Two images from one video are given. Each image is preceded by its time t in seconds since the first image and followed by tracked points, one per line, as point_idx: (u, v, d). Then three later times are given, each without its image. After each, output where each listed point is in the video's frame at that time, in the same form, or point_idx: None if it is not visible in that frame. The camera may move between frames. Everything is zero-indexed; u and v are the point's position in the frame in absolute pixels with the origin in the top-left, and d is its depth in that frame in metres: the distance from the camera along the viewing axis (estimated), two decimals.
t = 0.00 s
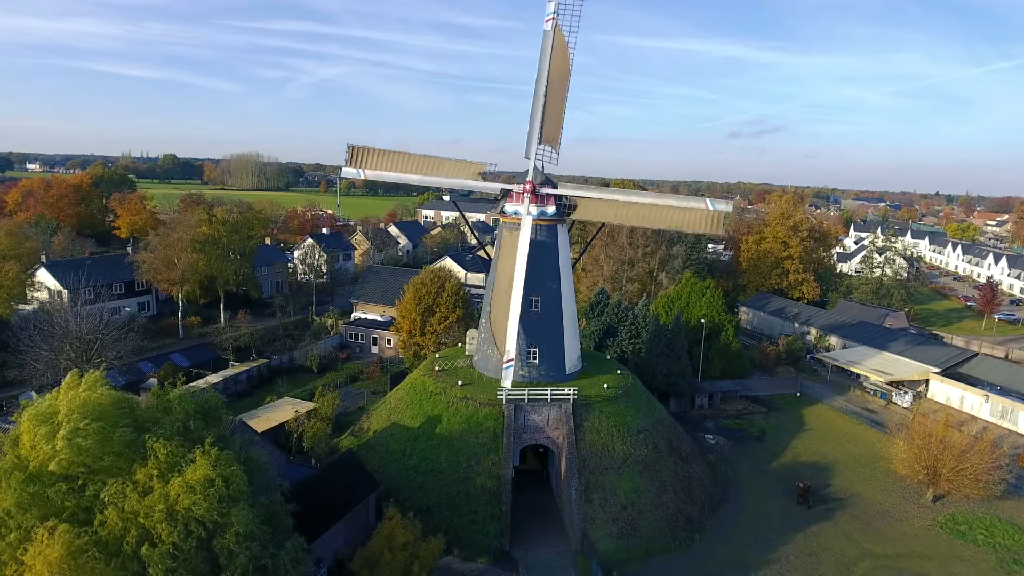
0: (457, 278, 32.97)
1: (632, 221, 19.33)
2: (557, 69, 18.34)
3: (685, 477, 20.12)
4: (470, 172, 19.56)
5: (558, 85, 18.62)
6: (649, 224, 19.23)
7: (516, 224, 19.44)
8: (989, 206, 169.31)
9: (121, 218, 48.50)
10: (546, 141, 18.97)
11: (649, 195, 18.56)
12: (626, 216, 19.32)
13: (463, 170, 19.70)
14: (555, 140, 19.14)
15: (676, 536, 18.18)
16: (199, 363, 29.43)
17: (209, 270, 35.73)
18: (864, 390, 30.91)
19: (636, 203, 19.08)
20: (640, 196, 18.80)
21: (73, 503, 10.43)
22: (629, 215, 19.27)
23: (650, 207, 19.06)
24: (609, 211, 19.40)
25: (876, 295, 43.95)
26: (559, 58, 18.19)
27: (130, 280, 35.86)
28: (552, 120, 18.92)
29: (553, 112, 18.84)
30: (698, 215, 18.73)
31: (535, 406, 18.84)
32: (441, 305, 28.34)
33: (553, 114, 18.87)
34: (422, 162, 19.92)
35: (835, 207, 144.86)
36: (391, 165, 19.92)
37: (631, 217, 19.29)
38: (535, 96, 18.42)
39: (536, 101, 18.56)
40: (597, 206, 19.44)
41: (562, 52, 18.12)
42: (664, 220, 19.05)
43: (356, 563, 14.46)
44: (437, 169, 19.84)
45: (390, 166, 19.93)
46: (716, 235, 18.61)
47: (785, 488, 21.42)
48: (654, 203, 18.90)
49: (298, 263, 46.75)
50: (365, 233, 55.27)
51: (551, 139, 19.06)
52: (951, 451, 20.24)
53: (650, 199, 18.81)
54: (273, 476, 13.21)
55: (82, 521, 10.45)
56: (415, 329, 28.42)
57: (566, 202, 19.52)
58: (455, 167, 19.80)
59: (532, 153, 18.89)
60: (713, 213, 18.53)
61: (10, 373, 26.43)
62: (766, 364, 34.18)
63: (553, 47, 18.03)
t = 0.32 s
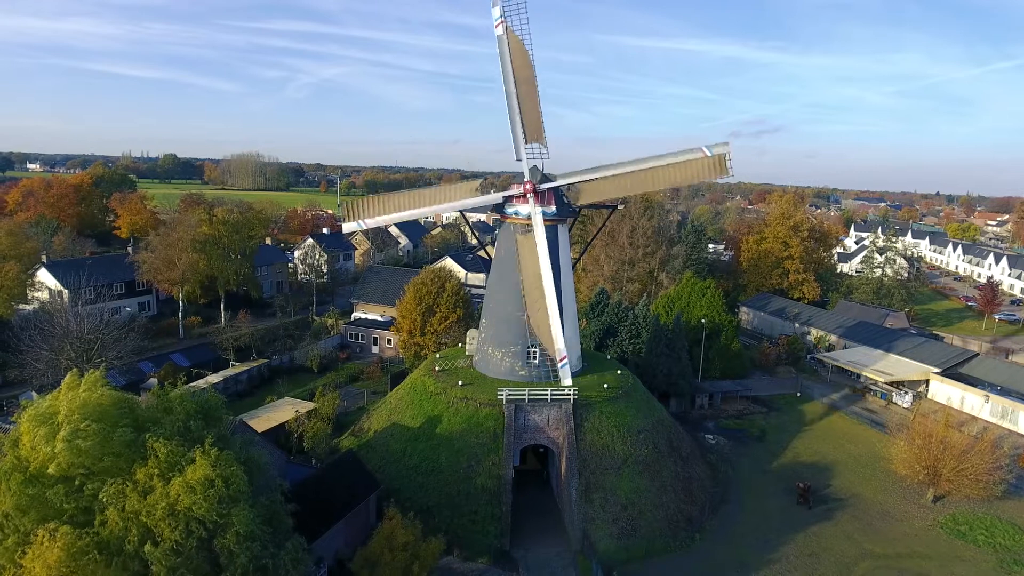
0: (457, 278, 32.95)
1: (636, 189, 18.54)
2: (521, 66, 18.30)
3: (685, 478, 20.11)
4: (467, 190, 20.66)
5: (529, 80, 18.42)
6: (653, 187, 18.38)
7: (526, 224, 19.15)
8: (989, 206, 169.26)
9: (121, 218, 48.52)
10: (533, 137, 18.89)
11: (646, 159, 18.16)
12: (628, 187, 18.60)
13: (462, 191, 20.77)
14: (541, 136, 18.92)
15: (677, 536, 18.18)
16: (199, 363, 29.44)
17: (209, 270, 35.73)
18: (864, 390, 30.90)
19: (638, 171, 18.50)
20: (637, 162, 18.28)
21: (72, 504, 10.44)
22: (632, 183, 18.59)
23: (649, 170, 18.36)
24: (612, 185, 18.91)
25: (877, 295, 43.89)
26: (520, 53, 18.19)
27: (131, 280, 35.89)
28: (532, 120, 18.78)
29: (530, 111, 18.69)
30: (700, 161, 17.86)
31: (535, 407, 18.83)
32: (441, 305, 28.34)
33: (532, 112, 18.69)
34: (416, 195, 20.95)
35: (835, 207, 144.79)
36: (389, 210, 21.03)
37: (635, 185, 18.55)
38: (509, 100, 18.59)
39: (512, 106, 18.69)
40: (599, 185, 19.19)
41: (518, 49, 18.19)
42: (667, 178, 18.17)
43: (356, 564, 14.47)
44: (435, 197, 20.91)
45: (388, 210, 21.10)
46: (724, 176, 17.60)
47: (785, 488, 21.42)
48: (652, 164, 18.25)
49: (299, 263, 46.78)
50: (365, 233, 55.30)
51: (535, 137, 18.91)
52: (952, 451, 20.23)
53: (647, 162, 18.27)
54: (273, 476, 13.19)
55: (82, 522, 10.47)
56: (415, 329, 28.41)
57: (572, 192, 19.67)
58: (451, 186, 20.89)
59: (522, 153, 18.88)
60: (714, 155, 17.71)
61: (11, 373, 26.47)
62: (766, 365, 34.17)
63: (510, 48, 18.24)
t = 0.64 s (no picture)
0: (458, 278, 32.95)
1: (631, 160, 18.45)
2: (484, 73, 18.68)
3: (685, 478, 20.09)
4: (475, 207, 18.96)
5: (495, 85, 18.75)
6: (645, 154, 18.27)
7: (537, 225, 19.12)
8: (989, 206, 169.23)
9: (122, 218, 48.54)
10: (519, 139, 18.76)
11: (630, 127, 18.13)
12: (622, 161, 18.55)
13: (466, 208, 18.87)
14: (524, 136, 18.86)
15: (677, 537, 18.17)
16: (200, 363, 29.46)
17: (210, 270, 35.73)
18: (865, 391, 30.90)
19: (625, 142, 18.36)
20: (622, 134, 18.19)
21: (71, 507, 10.43)
22: (625, 155, 18.54)
23: (636, 139, 18.29)
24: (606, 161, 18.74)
25: (878, 295, 43.83)
26: (478, 62, 18.74)
27: (131, 280, 35.92)
28: (512, 120, 18.82)
29: (506, 113, 18.76)
30: (682, 114, 17.75)
31: (535, 407, 18.83)
32: (442, 305, 28.34)
33: (509, 113, 18.77)
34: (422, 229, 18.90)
35: (836, 207, 144.72)
36: (400, 253, 19.00)
37: (627, 156, 18.55)
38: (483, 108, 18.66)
39: (488, 115, 18.77)
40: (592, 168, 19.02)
41: (478, 61, 18.75)
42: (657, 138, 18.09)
43: (356, 564, 14.46)
44: (440, 222, 18.98)
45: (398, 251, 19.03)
46: (710, 122, 17.51)
47: (786, 488, 21.41)
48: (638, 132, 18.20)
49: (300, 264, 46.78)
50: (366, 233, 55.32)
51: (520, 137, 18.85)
52: (953, 451, 20.20)
53: (630, 132, 18.22)
54: (273, 476, 13.18)
55: (81, 525, 10.47)
56: (416, 329, 28.40)
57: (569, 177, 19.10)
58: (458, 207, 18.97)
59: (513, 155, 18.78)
60: (694, 105, 17.64)
61: (12, 373, 26.49)
62: (767, 365, 34.14)
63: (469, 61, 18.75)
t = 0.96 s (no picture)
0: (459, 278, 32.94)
1: (622, 133, 18.38)
2: (451, 87, 18.63)
3: (686, 478, 20.08)
4: (482, 223, 19.01)
5: (466, 97, 18.67)
6: (633, 123, 18.21)
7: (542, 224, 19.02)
8: (990, 206, 169.11)
9: (123, 219, 48.60)
10: (507, 144, 18.53)
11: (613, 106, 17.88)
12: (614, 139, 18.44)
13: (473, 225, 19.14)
14: (509, 139, 18.58)
15: (678, 537, 18.16)
16: (200, 363, 29.46)
17: (211, 270, 35.74)
18: (866, 391, 30.92)
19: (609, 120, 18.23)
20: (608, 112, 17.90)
21: (71, 509, 10.43)
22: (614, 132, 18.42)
23: (619, 114, 18.26)
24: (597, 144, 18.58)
25: (879, 295, 43.73)
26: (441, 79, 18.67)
27: (132, 280, 35.94)
28: (493, 128, 18.61)
29: (485, 122, 18.59)
30: (656, 79, 17.95)
31: (536, 407, 18.83)
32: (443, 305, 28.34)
33: (488, 122, 18.62)
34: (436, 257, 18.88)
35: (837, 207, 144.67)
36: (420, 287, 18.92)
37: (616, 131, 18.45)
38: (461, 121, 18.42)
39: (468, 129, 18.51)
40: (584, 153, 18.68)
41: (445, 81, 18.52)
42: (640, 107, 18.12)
43: (357, 565, 14.45)
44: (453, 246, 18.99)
45: (417, 284, 19.06)
46: (686, 78, 17.77)
47: (787, 489, 21.37)
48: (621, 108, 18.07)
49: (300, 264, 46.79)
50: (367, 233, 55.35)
51: (506, 140, 18.58)
52: (954, 451, 20.18)
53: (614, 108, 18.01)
54: (274, 477, 13.18)
55: (80, 527, 10.48)
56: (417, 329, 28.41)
57: (568, 168, 18.56)
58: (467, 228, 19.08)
59: (505, 157, 18.45)
60: (665, 67, 17.84)
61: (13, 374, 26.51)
62: (768, 365, 34.10)
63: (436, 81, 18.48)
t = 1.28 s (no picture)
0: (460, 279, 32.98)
1: (600, 112, 18.62)
2: (425, 114, 18.62)
3: (687, 478, 20.07)
4: (495, 235, 19.16)
5: (442, 120, 18.66)
6: (608, 98, 18.46)
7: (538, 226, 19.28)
8: (991, 206, 168.90)
9: (123, 218, 48.62)
10: (495, 154, 18.53)
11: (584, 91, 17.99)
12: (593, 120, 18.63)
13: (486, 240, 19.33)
14: (495, 146, 18.62)
15: (678, 537, 18.15)
16: (201, 363, 29.45)
17: (211, 270, 35.75)
18: (866, 391, 31.01)
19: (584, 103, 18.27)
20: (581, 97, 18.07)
21: (71, 509, 10.42)
22: (591, 113, 18.52)
23: (593, 96, 18.29)
24: (580, 130, 18.65)
25: (880, 295, 43.61)
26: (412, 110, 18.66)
27: (133, 280, 35.96)
28: (479, 143, 18.60)
29: (467, 139, 18.60)
30: (618, 49, 17.86)
31: (536, 407, 18.83)
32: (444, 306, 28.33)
33: (471, 140, 18.63)
34: (459, 283, 18.94)
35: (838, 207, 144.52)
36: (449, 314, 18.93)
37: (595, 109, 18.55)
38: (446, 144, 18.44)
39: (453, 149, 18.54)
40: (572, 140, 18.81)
41: (416, 112, 18.57)
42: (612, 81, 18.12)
43: (357, 565, 14.45)
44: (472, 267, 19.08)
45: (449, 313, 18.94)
46: (649, 41, 17.77)
47: (787, 488, 21.35)
48: (593, 91, 18.16)
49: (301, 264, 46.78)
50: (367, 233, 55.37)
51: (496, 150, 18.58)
52: (955, 451, 20.16)
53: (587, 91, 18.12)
54: (274, 477, 13.18)
55: (81, 527, 10.48)
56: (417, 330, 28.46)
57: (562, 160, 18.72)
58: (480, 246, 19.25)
59: (498, 165, 18.50)
60: (624, 35, 17.76)
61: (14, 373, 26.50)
62: (769, 365, 34.07)
63: (409, 114, 18.55)
